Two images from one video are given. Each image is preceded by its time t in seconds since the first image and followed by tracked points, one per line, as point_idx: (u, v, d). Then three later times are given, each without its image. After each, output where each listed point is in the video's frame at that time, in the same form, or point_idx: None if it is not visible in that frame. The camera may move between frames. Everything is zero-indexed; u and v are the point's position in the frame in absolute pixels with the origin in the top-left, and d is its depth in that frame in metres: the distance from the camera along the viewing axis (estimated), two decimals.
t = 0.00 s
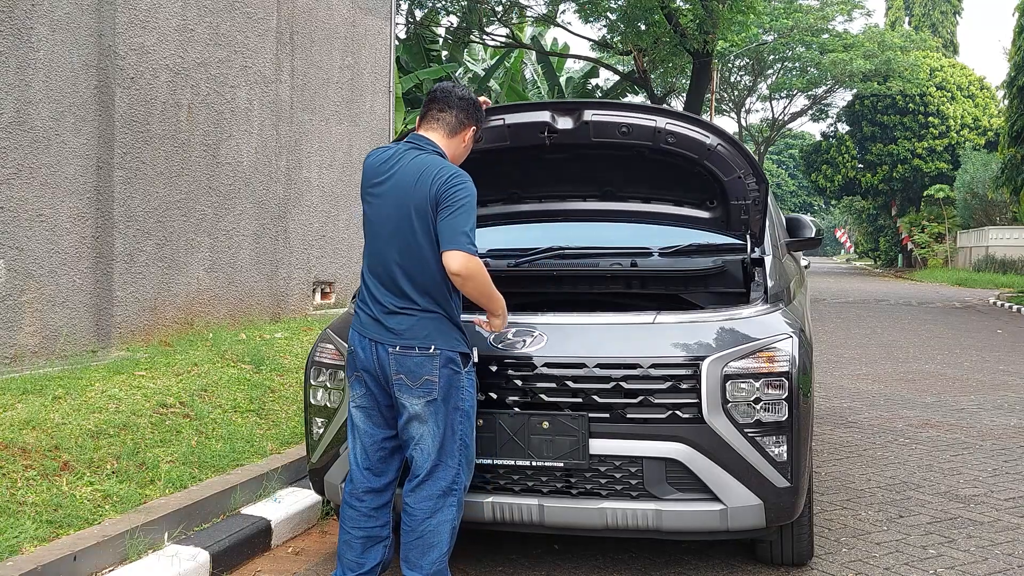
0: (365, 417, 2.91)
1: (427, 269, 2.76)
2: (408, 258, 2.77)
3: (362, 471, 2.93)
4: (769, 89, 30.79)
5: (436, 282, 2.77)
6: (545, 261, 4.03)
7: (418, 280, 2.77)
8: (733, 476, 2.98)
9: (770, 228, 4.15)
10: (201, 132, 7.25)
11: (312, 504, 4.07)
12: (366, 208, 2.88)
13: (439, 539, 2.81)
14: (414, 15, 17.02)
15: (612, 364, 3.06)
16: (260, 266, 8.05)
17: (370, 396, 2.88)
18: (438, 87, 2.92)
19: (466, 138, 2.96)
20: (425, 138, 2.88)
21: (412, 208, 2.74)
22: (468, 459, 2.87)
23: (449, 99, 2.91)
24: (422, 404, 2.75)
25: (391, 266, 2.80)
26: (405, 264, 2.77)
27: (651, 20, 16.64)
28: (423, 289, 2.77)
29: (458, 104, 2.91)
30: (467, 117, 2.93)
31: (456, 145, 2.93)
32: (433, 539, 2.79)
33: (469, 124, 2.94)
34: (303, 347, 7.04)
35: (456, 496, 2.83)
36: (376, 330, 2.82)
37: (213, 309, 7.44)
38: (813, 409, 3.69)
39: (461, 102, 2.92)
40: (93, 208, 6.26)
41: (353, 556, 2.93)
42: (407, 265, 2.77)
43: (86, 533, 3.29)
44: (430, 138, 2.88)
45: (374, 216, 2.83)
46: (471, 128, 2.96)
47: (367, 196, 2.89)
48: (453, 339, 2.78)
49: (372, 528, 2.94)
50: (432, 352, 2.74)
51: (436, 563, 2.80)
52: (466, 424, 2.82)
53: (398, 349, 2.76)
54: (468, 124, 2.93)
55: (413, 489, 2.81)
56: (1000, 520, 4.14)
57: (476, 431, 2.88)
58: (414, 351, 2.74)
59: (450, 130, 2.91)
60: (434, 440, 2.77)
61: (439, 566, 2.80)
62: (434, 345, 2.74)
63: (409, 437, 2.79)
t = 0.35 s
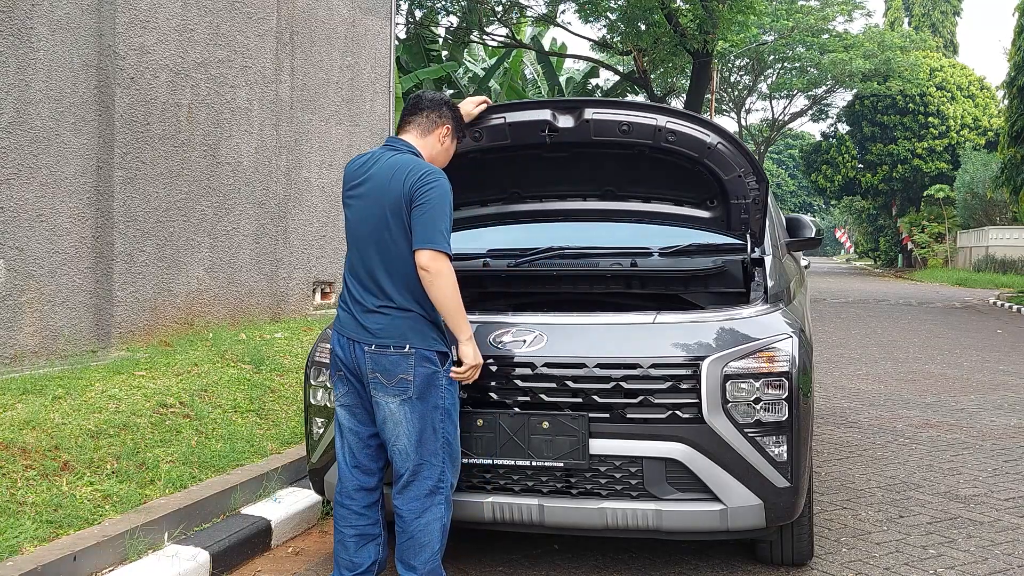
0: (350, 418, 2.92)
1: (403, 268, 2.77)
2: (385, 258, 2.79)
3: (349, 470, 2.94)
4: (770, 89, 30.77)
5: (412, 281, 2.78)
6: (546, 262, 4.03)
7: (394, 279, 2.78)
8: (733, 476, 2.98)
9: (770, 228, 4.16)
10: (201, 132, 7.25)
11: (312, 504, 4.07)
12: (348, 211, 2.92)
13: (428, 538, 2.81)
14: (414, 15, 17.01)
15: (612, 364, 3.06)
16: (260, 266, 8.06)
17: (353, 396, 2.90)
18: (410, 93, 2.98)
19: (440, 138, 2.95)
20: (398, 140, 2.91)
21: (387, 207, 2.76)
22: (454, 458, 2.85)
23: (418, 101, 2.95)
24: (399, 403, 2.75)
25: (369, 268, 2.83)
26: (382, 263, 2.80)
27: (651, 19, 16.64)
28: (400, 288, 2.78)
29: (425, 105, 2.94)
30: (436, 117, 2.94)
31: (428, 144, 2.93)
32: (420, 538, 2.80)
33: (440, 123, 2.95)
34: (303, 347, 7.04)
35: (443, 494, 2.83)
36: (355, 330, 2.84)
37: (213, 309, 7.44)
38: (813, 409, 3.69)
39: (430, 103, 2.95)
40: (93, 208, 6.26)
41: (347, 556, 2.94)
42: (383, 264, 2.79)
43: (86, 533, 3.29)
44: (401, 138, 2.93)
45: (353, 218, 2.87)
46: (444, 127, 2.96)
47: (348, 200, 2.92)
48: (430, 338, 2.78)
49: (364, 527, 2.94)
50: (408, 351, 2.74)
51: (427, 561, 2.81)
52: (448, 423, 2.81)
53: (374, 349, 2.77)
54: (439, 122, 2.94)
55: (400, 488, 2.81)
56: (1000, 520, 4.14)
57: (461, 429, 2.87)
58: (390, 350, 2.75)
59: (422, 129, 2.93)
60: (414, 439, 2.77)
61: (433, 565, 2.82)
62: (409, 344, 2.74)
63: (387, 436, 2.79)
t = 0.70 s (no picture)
0: (345, 418, 2.92)
1: (394, 269, 2.77)
2: (376, 259, 2.79)
3: (346, 470, 2.94)
4: (770, 89, 30.75)
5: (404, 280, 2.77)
6: (546, 262, 4.03)
7: (386, 280, 2.78)
8: (733, 476, 2.98)
9: (770, 228, 4.16)
10: (201, 132, 7.25)
11: (312, 504, 4.07)
12: (338, 213, 2.92)
13: (429, 535, 2.82)
14: (414, 15, 17.00)
15: (612, 364, 3.06)
16: (260, 266, 8.06)
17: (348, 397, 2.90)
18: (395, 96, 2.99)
19: (426, 133, 2.92)
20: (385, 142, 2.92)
21: (376, 209, 2.76)
22: (454, 453, 2.86)
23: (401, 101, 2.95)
24: (394, 402, 2.76)
25: (361, 269, 2.83)
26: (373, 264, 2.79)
27: (651, 19, 16.63)
28: (391, 289, 2.77)
29: (407, 104, 2.93)
30: (419, 113, 2.92)
31: (414, 141, 2.91)
32: (420, 536, 2.80)
33: (424, 117, 2.92)
34: (303, 347, 7.04)
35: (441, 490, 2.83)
36: (348, 331, 2.84)
37: (213, 309, 7.44)
38: (813, 409, 3.69)
39: (411, 101, 2.93)
40: (93, 208, 6.26)
41: (345, 555, 2.94)
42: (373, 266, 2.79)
43: (86, 533, 3.29)
44: (389, 138, 2.93)
45: (343, 220, 2.86)
46: (428, 121, 2.92)
47: (338, 202, 2.92)
48: (423, 336, 2.77)
49: (361, 526, 2.95)
50: (401, 351, 2.74)
51: (429, 558, 2.81)
52: (447, 420, 2.82)
53: (367, 350, 2.77)
54: (421, 117, 2.91)
55: (400, 487, 2.82)
56: (1000, 520, 4.14)
57: (458, 426, 2.87)
58: (383, 351, 2.75)
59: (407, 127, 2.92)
60: (410, 438, 2.77)
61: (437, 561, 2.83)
62: (403, 344, 2.74)
63: (383, 436, 2.79)
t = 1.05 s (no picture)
0: (355, 418, 2.92)
1: (409, 268, 2.77)
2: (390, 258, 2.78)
3: (354, 469, 2.93)
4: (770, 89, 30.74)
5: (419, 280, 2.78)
6: (546, 263, 4.03)
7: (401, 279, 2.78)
8: (733, 476, 2.98)
9: (771, 228, 4.16)
10: (201, 132, 7.25)
11: (312, 504, 4.07)
12: (348, 213, 2.91)
13: (438, 534, 2.83)
14: (414, 15, 17.00)
15: (612, 364, 3.06)
16: (260, 266, 8.06)
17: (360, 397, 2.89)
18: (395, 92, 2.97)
19: (429, 129, 2.92)
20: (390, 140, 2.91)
21: (390, 209, 2.75)
22: (464, 454, 2.87)
23: (400, 99, 2.93)
24: (409, 402, 2.75)
25: (375, 268, 2.82)
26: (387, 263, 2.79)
27: (651, 19, 16.61)
28: (407, 288, 2.77)
29: (407, 101, 2.91)
30: (420, 110, 2.90)
31: (419, 138, 2.91)
32: (431, 536, 2.82)
33: (426, 113, 2.90)
34: (303, 347, 7.04)
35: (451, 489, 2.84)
36: (362, 331, 2.83)
37: (213, 309, 7.44)
38: (813, 409, 3.68)
39: (411, 97, 2.91)
40: (93, 208, 6.26)
41: (348, 555, 2.93)
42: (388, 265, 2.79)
43: (86, 533, 3.29)
44: (393, 137, 2.93)
45: (356, 219, 2.86)
46: (431, 116, 2.90)
47: (347, 201, 2.91)
48: (438, 336, 2.78)
49: (366, 526, 2.94)
50: (417, 351, 2.74)
51: (437, 558, 2.82)
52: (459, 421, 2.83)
53: (383, 349, 2.76)
54: (423, 113, 2.90)
55: (411, 487, 2.83)
56: (1000, 520, 4.14)
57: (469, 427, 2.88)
58: (399, 350, 2.75)
59: (410, 124, 2.91)
60: (423, 438, 2.78)
61: (446, 561, 2.83)
62: (418, 344, 2.74)
63: (397, 436, 2.78)
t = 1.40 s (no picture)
0: (373, 416, 2.92)
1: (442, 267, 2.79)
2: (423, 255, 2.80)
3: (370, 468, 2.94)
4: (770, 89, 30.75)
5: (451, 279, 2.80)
6: (546, 263, 4.03)
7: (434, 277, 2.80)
8: (733, 476, 2.98)
9: (771, 228, 4.16)
10: (201, 132, 7.25)
11: (312, 504, 4.07)
12: (373, 210, 2.90)
13: (449, 535, 2.85)
14: (413, 15, 17.00)
15: (612, 365, 3.06)
16: (260, 266, 8.06)
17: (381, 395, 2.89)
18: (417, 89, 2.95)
19: (453, 128, 2.91)
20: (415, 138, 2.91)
21: (425, 207, 2.76)
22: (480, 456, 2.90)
23: (422, 96, 2.92)
24: (438, 400, 2.77)
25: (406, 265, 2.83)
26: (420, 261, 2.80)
27: (651, 19, 16.60)
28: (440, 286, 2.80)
29: (430, 99, 2.90)
30: (443, 108, 2.89)
31: (442, 136, 2.90)
32: (443, 536, 2.84)
33: (450, 112, 2.89)
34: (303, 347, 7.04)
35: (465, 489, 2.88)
36: (389, 328, 2.83)
37: (213, 309, 7.44)
38: (813, 409, 3.68)
39: (434, 94, 2.90)
40: (93, 208, 6.26)
41: (356, 555, 2.94)
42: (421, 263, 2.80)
43: (86, 533, 3.29)
44: (417, 135, 2.93)
45: (384, 216, 2.86)
46: (455, 115, 2.90)
47: (372, 198, 2.91)
48: (467, 336, 2.81)
49: (377, 527, 2.95)
50: (449, 349, 2.76)
51: (446, 558, 2.84)
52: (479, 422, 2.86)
53: (414, 346, 2.77)
54: (447, 111, 2.89)
55: (425, 487, 2.84)
56: (1000, 520, 4.14)
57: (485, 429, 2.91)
58: (431, 348, 2.76)
59: (434, 123, 2.91)
60: (448, 438, 2.79)
61: (452, 561, 2.85)
62: (450, 342, 2.77)
63: (424, 433, 2.79)
